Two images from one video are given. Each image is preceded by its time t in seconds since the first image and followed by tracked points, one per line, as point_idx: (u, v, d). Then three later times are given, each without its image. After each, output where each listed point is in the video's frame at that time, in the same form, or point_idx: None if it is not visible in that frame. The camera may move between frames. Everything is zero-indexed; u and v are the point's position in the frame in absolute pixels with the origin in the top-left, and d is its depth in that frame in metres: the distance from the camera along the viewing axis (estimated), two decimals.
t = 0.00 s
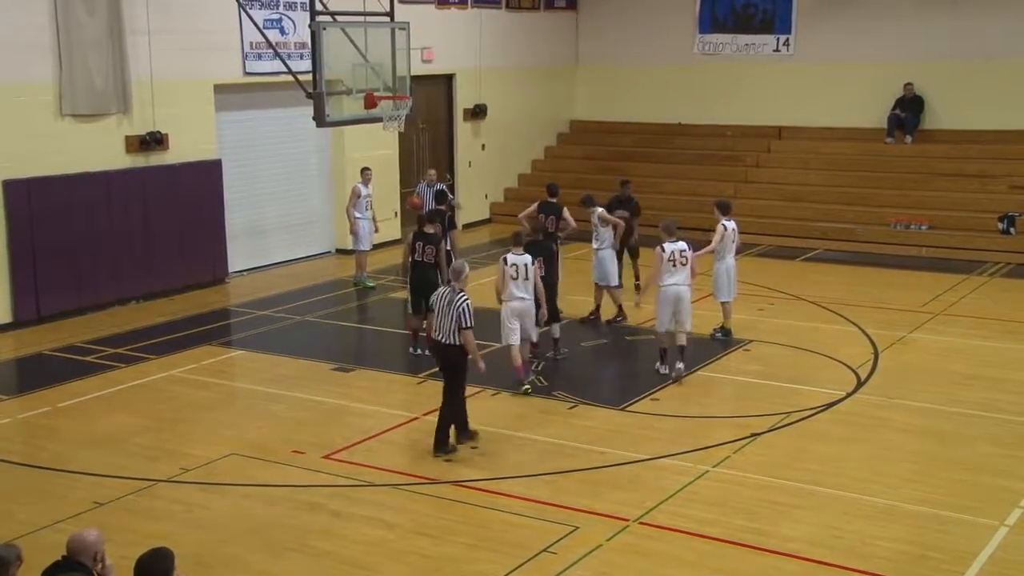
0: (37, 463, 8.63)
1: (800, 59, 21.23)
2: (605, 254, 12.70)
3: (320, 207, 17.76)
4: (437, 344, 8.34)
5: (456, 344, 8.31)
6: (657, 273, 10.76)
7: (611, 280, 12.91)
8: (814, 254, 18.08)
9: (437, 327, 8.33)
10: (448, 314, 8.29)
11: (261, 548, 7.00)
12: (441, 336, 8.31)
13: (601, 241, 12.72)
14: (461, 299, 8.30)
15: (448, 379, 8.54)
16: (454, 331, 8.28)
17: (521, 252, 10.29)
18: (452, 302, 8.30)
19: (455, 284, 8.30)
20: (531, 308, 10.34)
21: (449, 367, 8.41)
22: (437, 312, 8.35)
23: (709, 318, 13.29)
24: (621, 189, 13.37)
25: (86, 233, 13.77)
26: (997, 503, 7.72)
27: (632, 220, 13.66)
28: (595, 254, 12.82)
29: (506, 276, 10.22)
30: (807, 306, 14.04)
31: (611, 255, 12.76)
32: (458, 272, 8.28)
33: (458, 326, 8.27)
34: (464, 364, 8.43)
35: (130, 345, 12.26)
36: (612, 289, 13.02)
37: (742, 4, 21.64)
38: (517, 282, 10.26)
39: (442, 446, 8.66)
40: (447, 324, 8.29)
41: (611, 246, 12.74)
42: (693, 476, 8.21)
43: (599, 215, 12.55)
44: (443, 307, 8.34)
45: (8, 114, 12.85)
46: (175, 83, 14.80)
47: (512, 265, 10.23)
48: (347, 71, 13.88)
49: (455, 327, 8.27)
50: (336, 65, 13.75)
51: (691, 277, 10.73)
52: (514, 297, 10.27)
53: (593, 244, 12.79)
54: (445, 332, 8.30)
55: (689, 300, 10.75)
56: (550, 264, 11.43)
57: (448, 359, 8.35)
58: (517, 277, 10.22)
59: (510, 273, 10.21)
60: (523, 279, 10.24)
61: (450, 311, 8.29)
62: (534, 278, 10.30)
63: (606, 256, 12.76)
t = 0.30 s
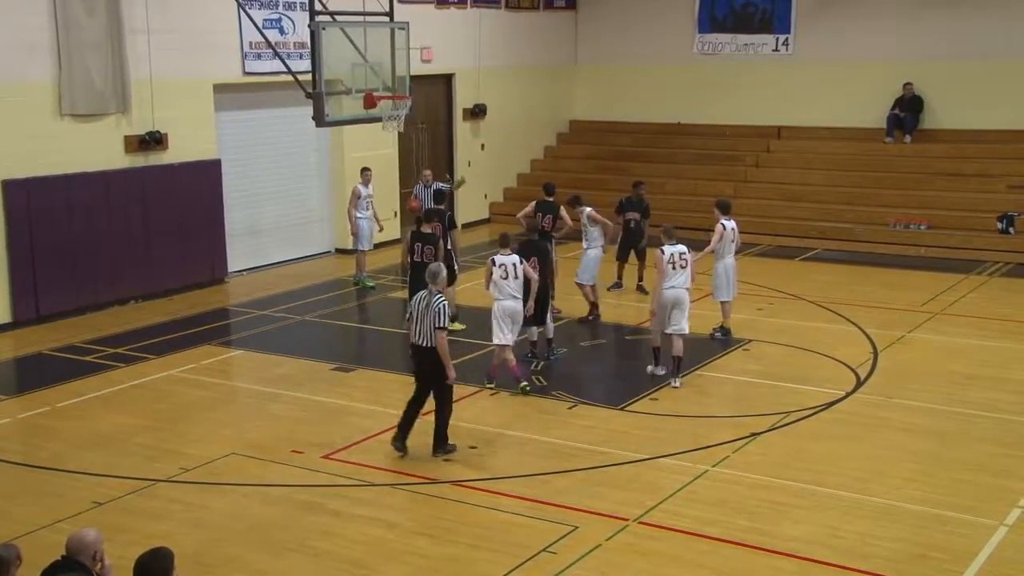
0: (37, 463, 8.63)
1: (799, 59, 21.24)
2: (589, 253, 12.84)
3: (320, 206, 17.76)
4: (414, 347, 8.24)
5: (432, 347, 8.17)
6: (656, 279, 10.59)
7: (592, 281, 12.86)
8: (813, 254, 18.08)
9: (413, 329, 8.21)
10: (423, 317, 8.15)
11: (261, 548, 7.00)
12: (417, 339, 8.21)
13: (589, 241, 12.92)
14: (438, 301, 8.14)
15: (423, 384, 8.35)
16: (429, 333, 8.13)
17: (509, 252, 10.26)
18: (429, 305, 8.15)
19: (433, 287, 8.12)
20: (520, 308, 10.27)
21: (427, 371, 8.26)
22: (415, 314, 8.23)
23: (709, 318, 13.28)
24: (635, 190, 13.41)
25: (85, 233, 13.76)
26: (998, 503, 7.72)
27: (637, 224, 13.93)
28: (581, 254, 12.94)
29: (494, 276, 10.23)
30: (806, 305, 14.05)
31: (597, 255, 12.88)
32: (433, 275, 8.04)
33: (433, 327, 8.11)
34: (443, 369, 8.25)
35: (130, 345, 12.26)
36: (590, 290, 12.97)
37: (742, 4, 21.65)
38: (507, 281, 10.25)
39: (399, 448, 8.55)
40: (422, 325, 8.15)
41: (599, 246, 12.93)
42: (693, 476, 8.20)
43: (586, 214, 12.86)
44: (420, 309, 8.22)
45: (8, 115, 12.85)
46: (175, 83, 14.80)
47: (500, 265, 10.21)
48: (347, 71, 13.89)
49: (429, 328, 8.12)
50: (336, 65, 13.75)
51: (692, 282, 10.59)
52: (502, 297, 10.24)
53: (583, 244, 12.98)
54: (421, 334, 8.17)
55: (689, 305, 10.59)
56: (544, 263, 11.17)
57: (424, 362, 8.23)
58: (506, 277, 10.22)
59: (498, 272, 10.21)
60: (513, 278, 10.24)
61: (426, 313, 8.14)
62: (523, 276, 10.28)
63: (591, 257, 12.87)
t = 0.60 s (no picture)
0: (37, 463, 8.62)
1: (799, 59, 21.24)
2: (577, 254, 12.80)
3: (319, 207, 17.77)
4: (390, 355, 8.09)
5: (409, 352, 8.05)
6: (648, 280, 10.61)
7: (581, 280, 12.94)
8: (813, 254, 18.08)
9: (387, 337, 8.05)
10: (396, 322, 7.99)
11: (260, 548, 6.99)
12: (392, 347, 8.05)
13: (576, 241, 12.77)
14: (410, 304, 8.00)
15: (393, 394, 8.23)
16: (405, 338, 8.00)
17: (502, 250, 10.29)
18: (402, 310, 8.00)
19: (403, 291, 7.98)
20: (510, 305, 10.30)
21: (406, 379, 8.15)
22: (385, 322, 8.05)
23: (708, 318, 13.28)
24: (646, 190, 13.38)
25: (85, 233, 13.77)
26: (997, 503, 7.72)
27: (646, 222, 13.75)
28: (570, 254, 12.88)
29: (485, 273, 10.28)
30: (806, 305, 14.06)
31: (584, 254, 12.84)
32: (404, 280, 7.90)
33: (408, 331, 7.98)
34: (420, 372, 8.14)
35: (129, 345, 12.26)
36: (578, 289, 13.02)
37: (741, 4, 21.65)
38: (495, 278, 10.28)
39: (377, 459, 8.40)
40: (396, 332, 8.00)
41: (585, 246, 12.81)
42: (693, 476, 8.20)
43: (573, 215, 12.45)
44: (390, 317, 8.04)
45: (8, 115, 12.85)
46: (174, 83, 14.80)
47: (491, 263, 10.24)
48: (346, 71, 13.89)
49: (405, 334, 7.99)
50: (335, 65, 13.75)
51: (684, 284, 10.54)
52: (493, 294, 10.28)
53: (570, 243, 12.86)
54: (397, 340, 8.02)
55: (681, 307, 10.56)
56: (545, 264, 10.95)
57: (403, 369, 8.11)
58: (495, 274, 10.25)
59: (490, 270, 10.23)
60: (501, 276, 10.25)
61: (399, 319, 7.99)
62: (514, 275, 10.27)
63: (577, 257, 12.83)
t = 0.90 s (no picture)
0: (36, 464, 8.62)
1: (797, 59, 21.25)
2: (570, 253, 12.78)
3: (318, 207, 17.76)
4: (366, 357, 8.00)
5: (388, 352, 7.98)
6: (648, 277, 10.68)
7: (576, 280, 12.88)
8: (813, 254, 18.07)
9: (363, 339, 7.96)
10: (372, 324, 7.92)
11: (260, 548, 6.99)
12: (370, 349, 7.97)
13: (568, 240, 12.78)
14: (384, 305, 7.92)
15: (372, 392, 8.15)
16: (383, 339, 7.92)
17: (502, 248, 10.45)
18: (377, 312, 7.93)
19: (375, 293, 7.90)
20: (506, 302, 10.39)
21: (382, 379, 8.05)
22: (360, 325, 7.96)
23: (708, 318, 13.29)
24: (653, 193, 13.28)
25: (84, 233, 13.77)
26: (996, 503, 7.73)
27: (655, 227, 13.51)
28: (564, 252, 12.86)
29: (485, 270, 10.46)
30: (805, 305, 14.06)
31: (578, 254, 12.80)
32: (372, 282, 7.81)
33: (387, 332, 7.91)
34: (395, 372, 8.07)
35: (128, 346, 12.26)
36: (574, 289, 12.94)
37: (740, 4, 21.66)
38: (494, 275, 10.42)
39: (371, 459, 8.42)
40: (374, 334, 7.92)
41: (579, 245, 12.79)
42: (692, 476, 8.20)
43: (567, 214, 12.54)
44: (365, 318, 7.96)
45: (7, 115, 12.85)
46: (174, 83, 14.80)
47: (491, 259, 10.43)
48: (345, 71, 13.88)
49: (384, 335, 7.92)
50: (334, 65, 13.75)
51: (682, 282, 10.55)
52: (490, 290, 10.43)
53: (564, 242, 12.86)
54: (374, 341, 7.94)
55: (680, 304, 10.58)
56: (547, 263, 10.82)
57: (381, 370, 8.02)
58: (494, 271, 10.40)
59: (488, 266, 10.44)
60: (500, 274, 10.41)
61: (375, 320, 7.91)
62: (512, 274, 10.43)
63: (570, 256, 12.80)
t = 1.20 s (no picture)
0: (36, 463, 8.62)
1: (797, 59, 21.25)
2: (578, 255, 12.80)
3: (318, 208, 17.77)
4: (343, 366, 7.70)
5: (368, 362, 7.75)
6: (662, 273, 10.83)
7: (581, 281, 12.92)
8: (812, 255, 18.07)
9: (343, 345, 7.67)
10: (355, 330, 7.67)
11: (259, 548, 7.00)
12: (349, 357, 7.69)
13: (577, 242, 12.71)
14: (367, 313, 7.71)
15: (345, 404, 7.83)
16: (365, 347, 7.69)
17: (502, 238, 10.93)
18: (360, 319, 7.69)
19: (360, 300, 7.67)
20: (507, 292, 10.95)
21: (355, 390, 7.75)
22: (340, 332, 7.69)
23: (708, 318, 13.30)
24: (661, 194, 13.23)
25: (84, 232, 13.78)
26: (996, 503, 7.73)
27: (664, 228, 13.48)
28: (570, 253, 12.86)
29: (488, 260, 10.91)
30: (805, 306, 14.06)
31: (585, 256, 12.81)
32: (360, 289, 7.62)
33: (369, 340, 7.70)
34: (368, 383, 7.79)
35: (128, 346, 12.26)
36: (577, 290, 12.98)
37: (739, 5, 21.67)
38: (498, 265, 10.92)
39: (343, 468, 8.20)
40: (356, 342, 7.67)
41: (587, 247, 12.75)
42: (692, 477, 8.20)
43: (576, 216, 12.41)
44: (346, 325, 7.71)
45: (7, 115, 12.85)
46: (174, 84, 14.81)
47: (494, 250, 10.87)
48: (344, 71, 13.88)
49: (365, 343, 7.69)
50: (334, 65, 13.75)
51: (694, 279, 10.70)
52: (495, 279, 10.92)
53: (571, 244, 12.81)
54: (355, 349, 7.68)
55: (691, 301, 10.71)
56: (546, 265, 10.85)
57: (355, 380, 7.72)
58: (498, 261, 10.89)
59: (493, 256, 10.87)
60: (503, 263, 10.92)
61: (358, 327, 7.68)
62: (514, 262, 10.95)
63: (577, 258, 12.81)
